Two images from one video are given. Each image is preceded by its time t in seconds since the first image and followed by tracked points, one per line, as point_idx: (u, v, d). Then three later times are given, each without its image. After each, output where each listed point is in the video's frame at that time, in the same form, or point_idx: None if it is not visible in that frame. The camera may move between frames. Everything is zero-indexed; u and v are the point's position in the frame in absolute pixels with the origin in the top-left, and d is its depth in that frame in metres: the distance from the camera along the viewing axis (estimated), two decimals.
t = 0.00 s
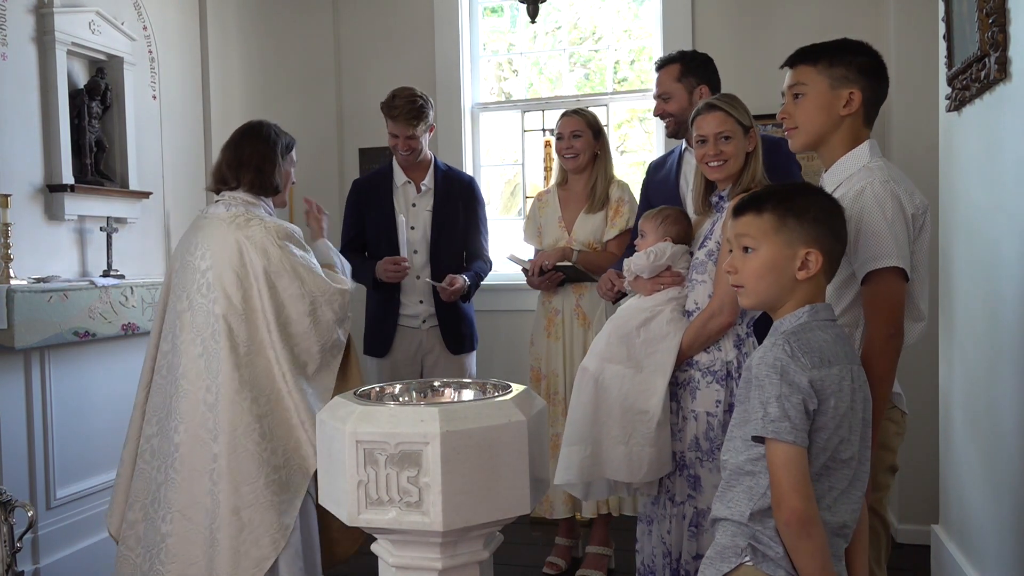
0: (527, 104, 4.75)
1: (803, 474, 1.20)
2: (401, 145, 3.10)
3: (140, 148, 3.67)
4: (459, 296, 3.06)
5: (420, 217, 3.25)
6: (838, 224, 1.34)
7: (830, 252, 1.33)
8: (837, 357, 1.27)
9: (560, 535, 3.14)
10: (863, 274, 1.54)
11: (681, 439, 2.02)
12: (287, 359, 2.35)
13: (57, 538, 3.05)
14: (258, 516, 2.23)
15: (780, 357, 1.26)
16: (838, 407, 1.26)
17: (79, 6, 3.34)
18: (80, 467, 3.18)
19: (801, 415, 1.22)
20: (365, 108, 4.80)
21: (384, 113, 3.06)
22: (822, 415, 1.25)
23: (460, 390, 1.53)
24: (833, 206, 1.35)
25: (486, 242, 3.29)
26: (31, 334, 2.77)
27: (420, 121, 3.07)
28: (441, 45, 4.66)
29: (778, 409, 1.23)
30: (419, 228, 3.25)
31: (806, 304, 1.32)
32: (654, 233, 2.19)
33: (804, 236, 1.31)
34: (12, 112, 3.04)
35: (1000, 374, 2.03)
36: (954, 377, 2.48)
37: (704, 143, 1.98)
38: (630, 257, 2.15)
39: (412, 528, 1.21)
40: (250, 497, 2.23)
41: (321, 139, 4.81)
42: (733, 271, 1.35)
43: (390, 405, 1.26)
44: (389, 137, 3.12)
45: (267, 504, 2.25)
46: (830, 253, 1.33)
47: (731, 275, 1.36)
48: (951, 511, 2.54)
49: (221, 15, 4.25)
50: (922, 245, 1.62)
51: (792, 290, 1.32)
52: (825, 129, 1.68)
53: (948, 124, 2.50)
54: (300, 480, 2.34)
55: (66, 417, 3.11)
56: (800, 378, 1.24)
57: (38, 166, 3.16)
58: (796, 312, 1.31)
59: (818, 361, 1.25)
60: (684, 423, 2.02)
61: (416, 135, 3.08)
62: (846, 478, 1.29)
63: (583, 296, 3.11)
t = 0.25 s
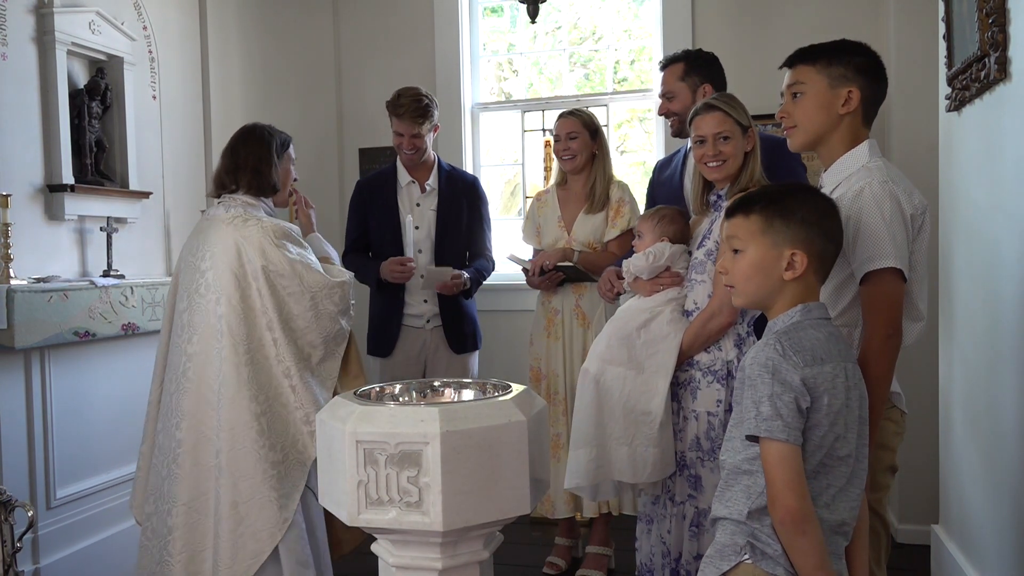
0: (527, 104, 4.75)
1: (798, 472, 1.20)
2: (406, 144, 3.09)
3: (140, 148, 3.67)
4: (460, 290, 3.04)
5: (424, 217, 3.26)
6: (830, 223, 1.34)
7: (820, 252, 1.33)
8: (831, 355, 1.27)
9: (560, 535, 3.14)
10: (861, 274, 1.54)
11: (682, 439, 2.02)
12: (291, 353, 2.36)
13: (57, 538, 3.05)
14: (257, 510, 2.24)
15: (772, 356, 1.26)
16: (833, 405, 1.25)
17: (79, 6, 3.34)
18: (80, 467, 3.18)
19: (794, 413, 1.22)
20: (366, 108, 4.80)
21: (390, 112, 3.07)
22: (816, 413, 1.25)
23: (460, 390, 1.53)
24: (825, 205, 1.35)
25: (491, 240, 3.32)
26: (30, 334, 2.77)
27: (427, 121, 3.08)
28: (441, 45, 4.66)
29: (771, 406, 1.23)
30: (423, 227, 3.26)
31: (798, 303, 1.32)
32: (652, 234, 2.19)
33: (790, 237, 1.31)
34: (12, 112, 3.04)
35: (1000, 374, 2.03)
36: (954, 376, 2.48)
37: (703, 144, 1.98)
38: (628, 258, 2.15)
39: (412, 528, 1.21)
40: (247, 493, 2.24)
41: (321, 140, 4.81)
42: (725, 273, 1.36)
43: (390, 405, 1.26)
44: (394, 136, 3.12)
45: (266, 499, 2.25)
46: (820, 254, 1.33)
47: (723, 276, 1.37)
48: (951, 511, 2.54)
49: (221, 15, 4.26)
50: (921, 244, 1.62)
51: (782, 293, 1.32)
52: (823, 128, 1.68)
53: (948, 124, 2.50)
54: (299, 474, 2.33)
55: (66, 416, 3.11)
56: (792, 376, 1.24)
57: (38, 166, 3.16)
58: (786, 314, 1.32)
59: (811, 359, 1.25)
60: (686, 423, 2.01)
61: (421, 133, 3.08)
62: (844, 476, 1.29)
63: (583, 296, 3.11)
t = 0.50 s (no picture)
0: (527, 105, 4.75)
1: (798, 472, 1.20)
2: (405, 139, 3.08)
3: (140, 148, 3.67)
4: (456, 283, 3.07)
5: (427, 216, 3.25)
6: (826, 223, 1.33)
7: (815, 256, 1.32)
8: (828, 354, 1.27)
9: (561, 535, 3.14)
10: (860, 274, 1.54)
11: (682, 439, 2.02)
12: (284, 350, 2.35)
13: (58, 538, 3.05)
14: (239, 506, 2.26)
15: (768, 357, 1.26)
16: (831, 404, 1.25)
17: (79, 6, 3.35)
18: (80, 466, 3.18)
19: (792, 414, 1.22)
20: (366, 108, 4.80)
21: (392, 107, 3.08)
22: (815, 412, 1.25)
23: (460, 390, 1.53)
24: (820, 205, 1.34)
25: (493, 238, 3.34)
26: (30, 334, 2.76)
27: (428, 118, 3.08)
28: (441, 44, 4.66)
29: (769, 408, 1.23)
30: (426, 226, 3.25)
31: (791, 303, 1.32)
32: (651, 234, 2.19)
33: (765, 240, 1.32)
34: (12, 112, 3.05)
35: (1000, 374, 2.03)
36: (954, 376, 2.48)
37: (702, 144, 1.98)
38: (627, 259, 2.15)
39: (412, 528, 1.21)
40: (231, 489, 2.26)
41: (322, 140, 4.81)
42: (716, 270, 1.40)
43: (390, 405, 1.26)
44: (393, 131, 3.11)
45: (248, 495, 2.28)
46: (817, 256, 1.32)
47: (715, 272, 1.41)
48: (951, 512, 2.54)
49: (221, 15, 4.26)
50: (920, 244, 1.62)
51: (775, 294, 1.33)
52: (822, 125, 1.68)
53: (948, 124, 2.50)
54: (286, 471, 2.33)
55: (66, 416, 3.11)
56: (789, 376, 1.24)
57: (39, 166, 3.17)
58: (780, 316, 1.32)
59: (807, 358, 1.25)
60: (685, 423, 2.01)
61: (421, 129, 3.08)
62: (847, 474, 1.29)
63: (583, 296, 3.11)
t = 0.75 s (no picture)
0: (527, 105, 4.76)
1: (798, 474, 1.20)
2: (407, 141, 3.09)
3: (141, 148, 3.67)
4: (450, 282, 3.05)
5: (426, 216, 3.25)
6: (820, 223, 1.32)
7: (810, 259, 1.31)
8: (829, 354, 1.26)
9: (561, 535, 3.14)
10: (858, 275, 1.54)
11: (683, 440, 2.02)
12: (284, 348, 2.35)
13: (58, 538, 3.05)
14: (230, 500, 2.27)
15: (767, 358, 1.26)
16: (832, 405, 1.25)
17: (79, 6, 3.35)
18: (81, 467, 3.18)
19: (791, 416, 1.22)
20: (366, 108, 4.80)
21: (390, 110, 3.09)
22: (816, 414, 1.24)
23: (460, 390, 1.53)
24: (813, 204, 1.33)
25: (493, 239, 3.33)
26: (30, 334, 2.76)
27: (427, 119, 3.09)
28: (441, 45, 4.66)
29: (769, 408, 1.23)
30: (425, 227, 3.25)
31: (793, 302, 1.32)
32: (650, 236, 2.19)
33: (758, 244, 1.33)
34: (12, 112, 3.05)
35: (1000, 374, 2.03)
36: (954, 377, 2.48)
37: (701, 145, 1.98)
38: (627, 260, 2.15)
39: (412, 529, 1.21)
40: (224, 482, 2.27)
41: (322, 140, 4.81)
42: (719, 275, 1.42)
43: (391, 405, 1.26)
44: (394, 131, 3.11)
45: (238, 491, 2.28)
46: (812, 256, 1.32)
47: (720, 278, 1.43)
48: (951, 512, 2.54)
49: (221, 15, 4.26)
50: (918, 243, 1.62)
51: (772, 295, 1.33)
52: (818, 127, 1.68)
53: (948, 124, 2.50)
54: (281, 467, 2.32)
55: (66, 417, 3.11)
56: (788, 377, 1.24)
57: (39, 166, 3.17)
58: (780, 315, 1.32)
59: (806, 359, 1.25)
60: (686, 424, 2.02)
61: (421, 129, 3.08)
62: (848, 475, 1.29)
63: (583, 297, 3.11)
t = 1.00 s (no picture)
0: (527, 105, 4.75)
1: (802, 484, 1.20)
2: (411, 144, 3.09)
3: (140, 148, 3.67)
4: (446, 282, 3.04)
5: (424, 216, 3.26)
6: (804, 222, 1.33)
7: (801, 261, 1.31)
8: (842, 362, 1.25)
9: (561, 535, 3.14)
10: (853, 275, 1.54)
11: (682, 440, 2.02)
12: (289, 340, 2.35)
13: (58, 538, 3.05)
14: (232, 494, 2.26)
15: (780, 363, 1.25)
16: (841, 412, 1.24)
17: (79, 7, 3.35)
18: (81, 467, 3.18)
19: (800, 425, 1.21)
20: (366, 108, 4.80)
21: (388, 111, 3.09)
22: (825, 422, 1.24)
23: (460, 390, 1.53)
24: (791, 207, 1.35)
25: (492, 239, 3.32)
26: (30, 335, 2.76)
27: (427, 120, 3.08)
28: (441, 45, 4.66)
29: (778, 415, 1.23)
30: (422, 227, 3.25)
31: (792, 301, 1.31)
32: (650, 235, 2.19)
33: (744, 249, 1.33)
34: (12, 112, 3.05)
35: (1000, 374, 2.03)
36: (954, 377, 2.48)
37: (700, 145, 1.98)
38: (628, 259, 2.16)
39: (411, 529, 1.21)
40: (225, 476, 2.26)
41: (321, 140, 4.81)
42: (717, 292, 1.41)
43: (391, 405, 1.26)
44: (396, 134, 3.11)
45: (241, 485, 2.27)
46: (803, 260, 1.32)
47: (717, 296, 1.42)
48: (952, 512, 2.53)
49: (221, 15, 4.26)
50: (914, 244, 1.62)
51: (773, 311, 1.33)
52: (808, 129, 1.68)
53: (949, 125, 2.50)
54: (282, 464, 2.33)
55: (66, 417, 3.11)
56: (800, 384, 1.23)
57: (38, 166, 3.17)
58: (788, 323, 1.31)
59: (819, 366, 1.24)
60: (685, 425, 2.02)
61: (425, 132, 3.08)
62: (852, 480, 1.29)
63: (582, 297, 3.11)
